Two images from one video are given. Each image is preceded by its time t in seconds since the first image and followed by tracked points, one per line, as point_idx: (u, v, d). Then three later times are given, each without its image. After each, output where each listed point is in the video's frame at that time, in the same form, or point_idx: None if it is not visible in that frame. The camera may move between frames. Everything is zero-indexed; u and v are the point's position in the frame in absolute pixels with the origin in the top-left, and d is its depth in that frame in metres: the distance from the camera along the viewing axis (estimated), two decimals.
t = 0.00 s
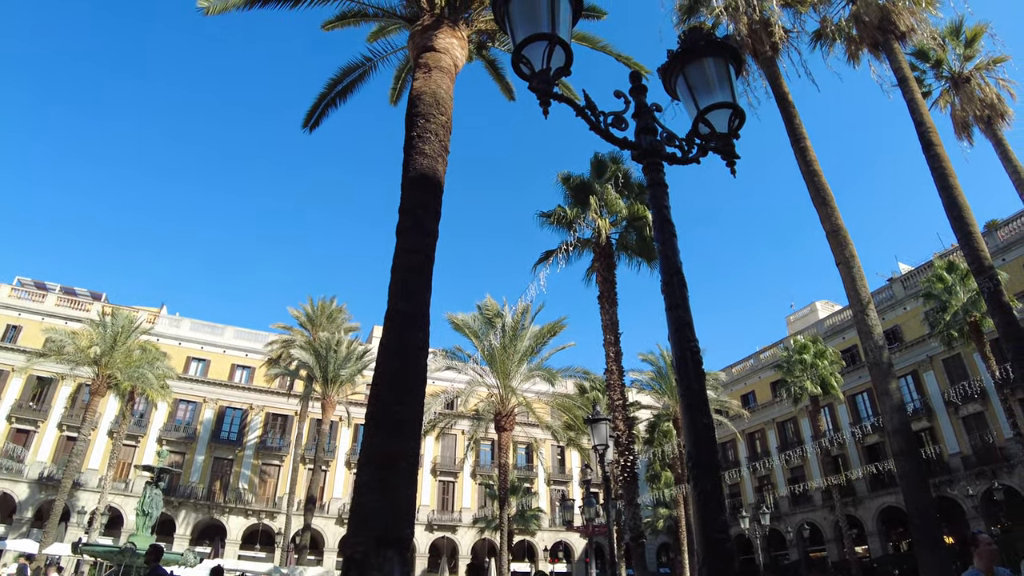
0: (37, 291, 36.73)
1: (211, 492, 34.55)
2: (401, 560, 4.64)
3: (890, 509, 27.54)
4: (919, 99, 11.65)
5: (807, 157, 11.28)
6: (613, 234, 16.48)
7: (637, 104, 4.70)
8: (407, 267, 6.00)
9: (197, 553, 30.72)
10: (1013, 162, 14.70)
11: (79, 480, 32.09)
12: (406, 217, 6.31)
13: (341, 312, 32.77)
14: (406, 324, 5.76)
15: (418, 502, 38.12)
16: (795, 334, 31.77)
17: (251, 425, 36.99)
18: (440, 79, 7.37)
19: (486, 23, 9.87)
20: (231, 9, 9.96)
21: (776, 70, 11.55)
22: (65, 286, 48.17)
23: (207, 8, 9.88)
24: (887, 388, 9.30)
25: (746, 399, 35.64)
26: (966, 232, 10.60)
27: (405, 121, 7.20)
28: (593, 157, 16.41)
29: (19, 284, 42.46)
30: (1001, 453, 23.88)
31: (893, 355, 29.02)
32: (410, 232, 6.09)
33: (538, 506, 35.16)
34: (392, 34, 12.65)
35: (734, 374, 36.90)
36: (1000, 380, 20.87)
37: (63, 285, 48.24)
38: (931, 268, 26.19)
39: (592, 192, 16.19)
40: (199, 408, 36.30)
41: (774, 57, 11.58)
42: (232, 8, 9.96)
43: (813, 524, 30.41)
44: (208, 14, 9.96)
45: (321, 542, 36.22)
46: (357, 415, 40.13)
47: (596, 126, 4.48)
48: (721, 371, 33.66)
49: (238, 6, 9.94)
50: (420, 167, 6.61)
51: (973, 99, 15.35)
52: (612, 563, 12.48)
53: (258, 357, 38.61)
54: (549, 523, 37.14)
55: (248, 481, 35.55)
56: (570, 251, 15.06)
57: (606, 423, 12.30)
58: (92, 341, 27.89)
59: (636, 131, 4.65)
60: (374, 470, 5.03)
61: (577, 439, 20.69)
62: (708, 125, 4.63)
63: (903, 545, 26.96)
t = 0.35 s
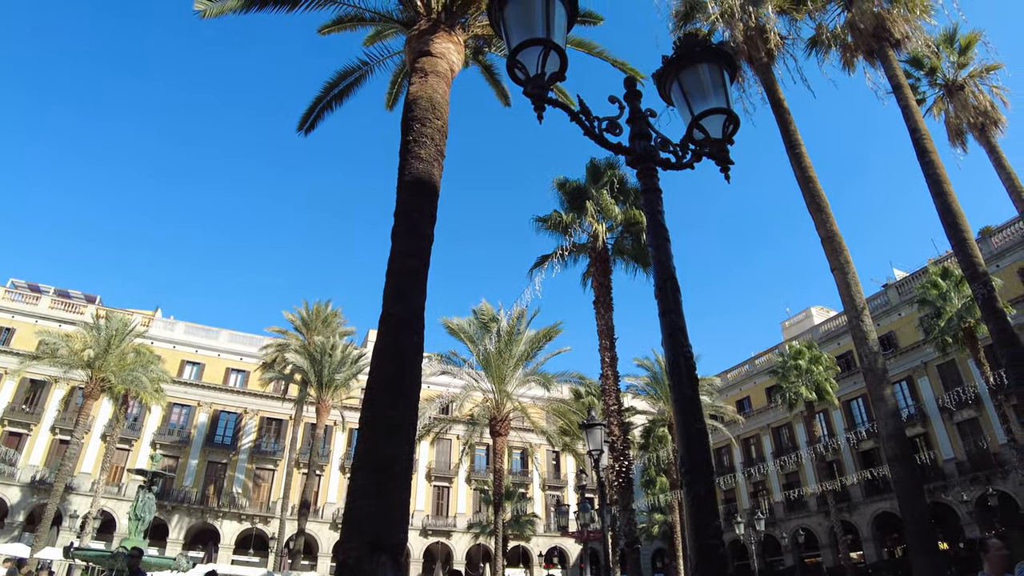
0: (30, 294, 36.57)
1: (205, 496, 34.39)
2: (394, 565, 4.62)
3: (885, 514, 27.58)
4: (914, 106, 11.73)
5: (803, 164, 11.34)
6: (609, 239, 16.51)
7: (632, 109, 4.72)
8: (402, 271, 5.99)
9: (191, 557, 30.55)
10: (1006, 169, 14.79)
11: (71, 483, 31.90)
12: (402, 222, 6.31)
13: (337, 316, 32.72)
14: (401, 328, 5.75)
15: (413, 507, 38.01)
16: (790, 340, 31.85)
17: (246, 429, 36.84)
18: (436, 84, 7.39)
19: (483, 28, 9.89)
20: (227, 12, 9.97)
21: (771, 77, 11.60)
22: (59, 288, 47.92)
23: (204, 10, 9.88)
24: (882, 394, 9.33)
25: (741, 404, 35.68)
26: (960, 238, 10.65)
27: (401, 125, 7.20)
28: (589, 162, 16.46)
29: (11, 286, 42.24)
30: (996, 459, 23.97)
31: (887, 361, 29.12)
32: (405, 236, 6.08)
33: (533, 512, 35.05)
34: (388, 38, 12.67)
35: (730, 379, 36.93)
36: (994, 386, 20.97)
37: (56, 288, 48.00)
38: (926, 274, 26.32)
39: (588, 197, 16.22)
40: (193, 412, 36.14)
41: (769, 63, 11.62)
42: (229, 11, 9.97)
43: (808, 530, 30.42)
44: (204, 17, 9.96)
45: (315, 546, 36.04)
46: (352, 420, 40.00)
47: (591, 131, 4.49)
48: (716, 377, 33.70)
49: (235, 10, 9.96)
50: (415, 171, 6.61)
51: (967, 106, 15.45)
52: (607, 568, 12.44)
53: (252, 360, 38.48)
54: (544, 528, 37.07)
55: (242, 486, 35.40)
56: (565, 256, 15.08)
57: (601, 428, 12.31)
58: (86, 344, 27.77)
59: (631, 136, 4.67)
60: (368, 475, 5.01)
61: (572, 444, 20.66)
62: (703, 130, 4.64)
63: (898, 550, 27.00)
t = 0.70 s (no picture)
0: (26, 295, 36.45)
1: (200, 499, 34.26)
2: (390, 568, 4.60)
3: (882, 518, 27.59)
4: (910, 111, 11.77)
5: (800, 168, 11.36)
6: (606, 242, 16.51)
7: (631, 111, 4.72)
8: (400, 273, 5.98)
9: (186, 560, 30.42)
10: (1002, 174, 14.83)
11: (66, 486, 31.77)
12: (399, 224, 6.30)
13: (334, 318, 32.67)
14: (398, 331, 5.74)
15: (409, 510, 37.92)
16: (787, 344, 31.87)
17: (242, 432, 36.74)
18: (434, 86, 7.39)
19: (482, 31, 9.90)
20: (226, 13, 9.97)
21: (769, 81, 11.62)
22: (55, 290, 47.79)
23: (202, 12, 9.87)
24: (879, 397, 9.33)
25: (738, 408, 35.68)
26: (956, 242, 10.67)
27: (399, 128, 7.20)
28: (588, 165, 16.48)
29: (8, 288, 42.10)
30: (992, 463, 24.00)
31: (884, 364, 29.13)
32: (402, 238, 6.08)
33: (529, 515, 34.98)
34: (387, 41, 12.68)
35: (727, 383, 36.94)
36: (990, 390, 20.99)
37: (52, 289, 47.87)
38: (922, 278, 26.39)
39: (586, 200, 16.23)
40: (189, 414, 36.04)
41: (767, 67, 11.63)
42: (228, 12, 9.97)
43: (805, 534, 30.41)
44: (203, 18, 9.96)
45: (311, 550, 35.93)
46: (349, 422, 39.91)
47: (590, 133, 4.49)
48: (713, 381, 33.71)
49: (233, 11, 9.96)
50: (413, 173, 6.61)
51: (963, 111, 15.51)
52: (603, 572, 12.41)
53: (249, 363, 38.40)
54: (541, 532, 37.01)
55: (238, 488, 35.29)
56: (563, 259, 15.07)
57: (599, 431, 12.27)
58: (82, 345, 27.68)
59: (630, 138, 4.67)
60: (364, 479, 4.99)
61: (569, 447, 20.64)
62: (702, 133, 4.65)
63: (894, 555, 26.99)
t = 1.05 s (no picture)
0: (29, 296, 36.53)
1: (203, 499, 34.30)
2: (397, 568, 4.60)
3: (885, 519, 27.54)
4: (913, 111, 11.74)
5: (803, 167, 11.34)
6: (610, 243, 16.51)
7: (639, 111, 4.71)
8: (405, 274, 5.98)
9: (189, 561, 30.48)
10: (1005, 174, 14.80)
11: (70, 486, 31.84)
12: (404, 224, 6.30)
13: (336, 319, 32.68)
14: (403, 331, 5.74)
15: (412, 511, 37.96)
16: (790, 344, 31.81)
17: (245, 432, 36.79)
18: (438, 87, 7.39)
19: (486, 31, 9.90)
20: (231, 14, 9.98)
21: (771, 81, 11.61)
22: (58, 291, 47.88)
23: (206, 13, 9.88)
24: (882, 398, 9.29)
25: (741, 408, 35.62)
26: (960, 242, 10.64)
27: (403, 128, 7.21)
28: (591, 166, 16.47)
29: (11, 289, 42.21)
30: (995, 463, 23.94)
31: (887, 364, 29.05)
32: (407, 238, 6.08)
33: (532, 516, 34.97)
34: (391, 42, 12.70)
35: (729, 383, 36.90)
36: (994, 391, 20.90)
37: (56, 290, 47.97)
38: (926, 278, 26.36)
39: (589, 201, 16.23)
40: (192, 415, 36.08)
41: (770, 68, 11.60)
42: (232, 13, 9.98)
43: (808, 534, 30.36)
44: (207, 19, 9.97)
45: (313, 550, 35.96)
46: (351, 423, 39.94)
47: (598, 133, 4.49)
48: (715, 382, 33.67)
49: (238, 11, 9.97)
50: (418, 174, 6.61)
51: (967, 111, 15.47)
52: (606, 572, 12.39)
53: (252, 363, 38.44)
54: (543, 533, 37.01)
55: (241, 489, 35.34)
56: (567, 259, 15.06)
57: (603, 432, 12.24)
58: (85, 346, 27.70)
59: (638, 138, 4.66)
60: (370, 479, 4.99)
61: (572, 448, 20.61)
62: (709, 133, 4.64)
63: (898, 555, 26.94)
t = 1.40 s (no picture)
0: (46, 302, 36.98)
1: (219, 502, 34.54)
2: (412, 571, 4.60)
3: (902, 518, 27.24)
4: (925, 106, 11.61)
5: (815, 165, 11.24)
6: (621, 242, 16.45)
7: (651, 111, 4.68)
8: (417, 276, 5.98)
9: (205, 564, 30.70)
10: (1022, 168, 14.58)
11: (87, 490, 32.18)
12: (416, 227, 6.30)
13: (349, 322, 32.81)
14: (416, 334, 5.73)
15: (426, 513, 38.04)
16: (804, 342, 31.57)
17: (259, 436, 36.99)
18: (448, 90, 7.39)
19: (494, 33, 9.89)
20: (240, 20, 10.01)
21: (782, 79, 11.51)
22: (74, 297, 48.43)
23: (217, 20, 9.95)
24: (898, 395, 9.20)
25: (755, 407, 35.38)
26: (975, 238, 10.50)
27: (414, 132, 7.21)
28: (601, 166, 16.43)
29: (27, 295, 42.75)
30: (1014, 461, 23.61)
31: (903, 362, 28.73)
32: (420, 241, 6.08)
33: (545, 517, 34.92)
34: (399, 46, 12.73)
35: (743, 383, 36.67)
36: (1012, 388, 20.61)
37: (71, 297, 48.52)
38: (940, 275, 26.08)
39: (600, 201, 16.19)
40: (207, 418, 36.34)
41: (780, 65, 11.51)
42: (242, 19, 10.02)
43: (825, 534, 30.08)
44: (217, 25, 10.01)
45: (328, 552, 36.10)
46: (365, 426, 40.07)
47: (610, 134, 4.46)
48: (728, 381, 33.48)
49: (247, 17, 10.00)
50: (429, 177, 6.61)
51: (981, 105, 15.28)
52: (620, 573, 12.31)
53: (265, 367, 38.67)
54: (558, 534, 36.96)
55: (256, 492, 35.54)
56: (578, 260, 15.01)
57: (616, 432, 12.18)
58: (100, 351, 27.95)
59: (650, 139, 4.63)
60: (384, 482, 5.00)
61: (585, 448, 20.54)
62: (721, 132, 4.60)
63: (916, 555, 26.63)
